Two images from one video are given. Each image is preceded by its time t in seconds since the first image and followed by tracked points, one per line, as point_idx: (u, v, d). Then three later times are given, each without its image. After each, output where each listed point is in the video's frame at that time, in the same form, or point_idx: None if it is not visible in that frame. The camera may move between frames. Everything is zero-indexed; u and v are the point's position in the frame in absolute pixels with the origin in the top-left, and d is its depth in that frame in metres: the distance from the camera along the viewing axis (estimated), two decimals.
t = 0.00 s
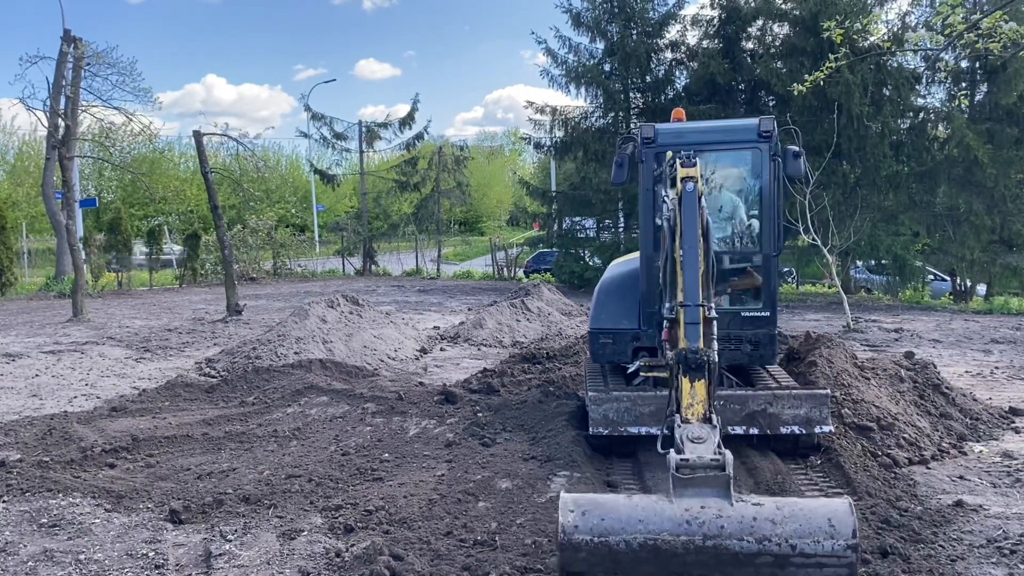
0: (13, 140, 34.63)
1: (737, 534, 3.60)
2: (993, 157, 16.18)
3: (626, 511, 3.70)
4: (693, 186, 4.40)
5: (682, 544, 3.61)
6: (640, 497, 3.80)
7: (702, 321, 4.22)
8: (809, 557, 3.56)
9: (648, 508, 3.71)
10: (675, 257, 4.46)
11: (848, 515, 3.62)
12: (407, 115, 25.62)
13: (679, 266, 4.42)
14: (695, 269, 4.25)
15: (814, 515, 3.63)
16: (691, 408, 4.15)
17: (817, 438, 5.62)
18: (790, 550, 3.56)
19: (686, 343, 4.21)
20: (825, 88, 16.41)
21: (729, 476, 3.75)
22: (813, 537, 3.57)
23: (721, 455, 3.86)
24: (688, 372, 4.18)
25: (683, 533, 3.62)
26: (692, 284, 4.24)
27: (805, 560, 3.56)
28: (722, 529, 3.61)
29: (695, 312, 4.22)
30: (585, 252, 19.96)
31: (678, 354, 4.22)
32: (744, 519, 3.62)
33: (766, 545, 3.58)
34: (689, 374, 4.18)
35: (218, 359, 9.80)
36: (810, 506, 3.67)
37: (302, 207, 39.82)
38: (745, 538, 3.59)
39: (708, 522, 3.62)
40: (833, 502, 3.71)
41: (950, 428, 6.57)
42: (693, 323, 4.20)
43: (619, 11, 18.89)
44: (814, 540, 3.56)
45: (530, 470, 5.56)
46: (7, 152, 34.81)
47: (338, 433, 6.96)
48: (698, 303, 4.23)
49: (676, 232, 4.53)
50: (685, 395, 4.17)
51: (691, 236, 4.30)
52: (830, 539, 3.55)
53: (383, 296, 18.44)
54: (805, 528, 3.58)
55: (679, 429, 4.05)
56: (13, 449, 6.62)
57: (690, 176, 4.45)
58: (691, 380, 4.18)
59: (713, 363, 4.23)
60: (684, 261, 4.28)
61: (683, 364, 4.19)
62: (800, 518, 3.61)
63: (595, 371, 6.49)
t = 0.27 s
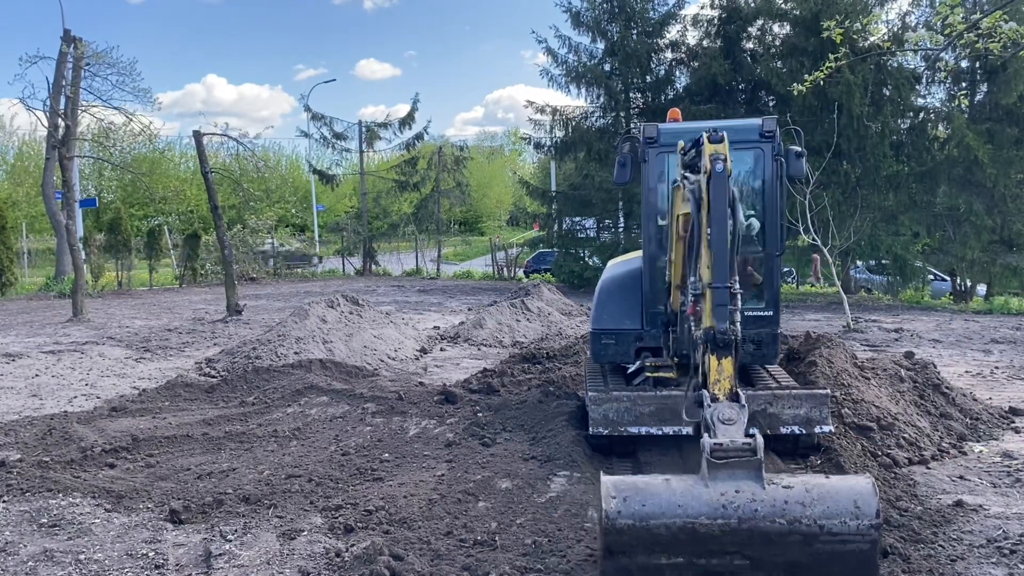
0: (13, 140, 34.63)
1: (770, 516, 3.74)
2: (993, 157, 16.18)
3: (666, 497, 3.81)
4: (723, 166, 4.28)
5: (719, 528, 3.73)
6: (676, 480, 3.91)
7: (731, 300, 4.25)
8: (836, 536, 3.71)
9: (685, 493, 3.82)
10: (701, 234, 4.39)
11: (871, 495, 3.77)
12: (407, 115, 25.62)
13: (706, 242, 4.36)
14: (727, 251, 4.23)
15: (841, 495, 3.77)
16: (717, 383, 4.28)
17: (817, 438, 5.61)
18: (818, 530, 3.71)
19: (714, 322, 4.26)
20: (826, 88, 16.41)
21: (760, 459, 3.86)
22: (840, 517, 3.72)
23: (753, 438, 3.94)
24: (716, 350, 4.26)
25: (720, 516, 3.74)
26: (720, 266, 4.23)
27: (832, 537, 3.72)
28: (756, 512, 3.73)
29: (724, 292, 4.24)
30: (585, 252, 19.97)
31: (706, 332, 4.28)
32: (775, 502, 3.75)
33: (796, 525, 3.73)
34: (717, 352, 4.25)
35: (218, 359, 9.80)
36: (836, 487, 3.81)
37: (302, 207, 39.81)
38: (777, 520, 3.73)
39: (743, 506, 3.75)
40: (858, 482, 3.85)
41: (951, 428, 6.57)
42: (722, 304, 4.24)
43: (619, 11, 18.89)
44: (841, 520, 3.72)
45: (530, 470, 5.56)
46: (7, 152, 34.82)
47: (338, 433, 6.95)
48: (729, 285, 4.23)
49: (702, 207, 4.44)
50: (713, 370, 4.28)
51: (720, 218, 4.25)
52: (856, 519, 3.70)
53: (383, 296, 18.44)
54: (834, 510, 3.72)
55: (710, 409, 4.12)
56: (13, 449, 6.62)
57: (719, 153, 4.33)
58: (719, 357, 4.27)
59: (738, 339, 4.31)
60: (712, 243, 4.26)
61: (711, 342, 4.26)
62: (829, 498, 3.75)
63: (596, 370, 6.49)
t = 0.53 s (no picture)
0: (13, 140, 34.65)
1: (789, 495, 4.16)
2: (993, 157, 16.17)
3: (697, 479, 4.19)
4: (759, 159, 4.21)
5: (744, 506, 4.16)
6: (706, 461, 4.28)
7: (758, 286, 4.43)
8: (846, 510, 4.17)
9: (714, 474, 4.20)
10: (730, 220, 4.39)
11: (878, 473, 4.21)
12: (407, 115, 25.61)
13: (734, 228, 4.40)
14: (757, 242, 4.33)
15: (851, 474, 4.20)
16: (739, 359, 4.52)
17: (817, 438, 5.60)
18: (831, 505, 4.16)
19: (740, 308, 4.43)
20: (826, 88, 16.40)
21: (781, 443, 4.24)
22: (851, 494, 4.16)
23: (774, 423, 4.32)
24: (739, 332, 4.47)
25: (746, 496, 4.15)
26: (752, 257, 4.34)
27: (843, 512, 4.17)
28: (778, 492, 4.15)
29: (751, 279, 4.41)
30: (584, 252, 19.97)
31: (730, 316, 4.46)
32: (795, 483, 4.16)
33: (813, 503, 4.16)
34: (741, 335, 4.47)
35: (218, 359, 9.80)
36: (846, 466, 4.23)
37: (302, 207, 39.81)
38: (796, 498, 4.16)
39: (766, 487, 4.16)
40: (865, 460, 4.28)
41: (951, 428, 6.57)
42: (750, 292, 4.41)
43: (619, 11, 18.88)
44: (851, 496, 4.17)
45: (530, 470, 5.56)
46: (7, 152, 34.85)
47: (338, 433, 6.96)
48: (757, 274, 4.39)
49: (731, 193, 4.40)
50: (734, 349, 4.51)
51: (754, 212, 4.31)
52: (863, 496, 4.16)
53: (383, 296, 18.44)
54: (845, 488, 4.16)
55: (734, 391, 4.43)
56: (13, 449, 6.62)
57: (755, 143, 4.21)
58: (741, 337, 4.48)
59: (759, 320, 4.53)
60: (744, 236, 4.33)
61: (736, 326, 4.46)
62: (841, 477, 4.18)
63: (596, 371, 6.49)
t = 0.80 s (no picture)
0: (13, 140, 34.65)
1: (776, 476, 4.20)
2: (993, 157, 16.18)
3: (689, 462, 4.21)
4: (757, 149, 4.14)
5: (732, 487, 4.21)
6: (697, 444, 4.27)
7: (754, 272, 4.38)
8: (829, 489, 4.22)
9: (705, 456, 4.22)
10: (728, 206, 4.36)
11: (863, 455, 4.23)
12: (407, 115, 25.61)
13: (732, 215, 4.36)
14: (754, 228, 4.29)
15: (836, 456, 4.22)
16: (734, 341, 4.42)
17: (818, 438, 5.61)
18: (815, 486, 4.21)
19: (735, 293, 4.40)
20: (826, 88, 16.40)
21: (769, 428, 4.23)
22: (835, 475, 4.20)
23: (765, 406, 4.24)
24: (734, 317, 4.42)
25: (734, 478, 4.19)
26: (747, 245, 4.31)
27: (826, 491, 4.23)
28: (764, 474, 4.18)
29: (747, 265, 4.36)
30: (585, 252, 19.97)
31: (725, 301, 4.44)
32: (782, 465, 4.19)
33: (798, 483, 4.20)
34: (737, 320, 4.41)
35: (218, 359, 9.80)
36: (832, 448, 4.24)
37: (302, 207, 39.82)
38: (782, 479, 4.19)
39: (755, 471, 4.19)
40: (852, 441, 4.28)
41: (951, 428, 6.57)
42: (744, 278, 4.36)
43: (619, 11, 18.88)
44: (835, 477, 4.21)
45: (530, 470, 5.56)
46: (7, 152, 34.86)
47: (338, 433, 6.95)
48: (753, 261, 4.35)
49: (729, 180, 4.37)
50: (730, 331, 4.43)
51: (750, 202, 4.26)
52: (847, 477, 4.20)
53: (383, 296, 18.45)
54: (829, 471, 4.20)
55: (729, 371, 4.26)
56: (13, 449, 6.62)
57: (752, 133, 4.15)
58: (736, 320, 4.43)
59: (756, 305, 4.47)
60: (739, 223, 4.29)
61: (730, 310, 4.42)
62: (825, 459, 4.21)
63: (596, 371, 6.49)
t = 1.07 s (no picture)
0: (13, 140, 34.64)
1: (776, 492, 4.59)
2: (993, 157, 16.19)
3: (700, 483, 4.57)
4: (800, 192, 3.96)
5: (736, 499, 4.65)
6: (710, 468, 4.56)
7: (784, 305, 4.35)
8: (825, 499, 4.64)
9: (716, 479, 4.56)
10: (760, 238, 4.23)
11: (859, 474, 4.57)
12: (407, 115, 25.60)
13: (763, 249, 4.25)
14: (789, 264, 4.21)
15: (834, 477, 4.56)
16: (755, 372, 4.50)
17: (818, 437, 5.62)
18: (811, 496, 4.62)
19: (761, 326, 4.40)
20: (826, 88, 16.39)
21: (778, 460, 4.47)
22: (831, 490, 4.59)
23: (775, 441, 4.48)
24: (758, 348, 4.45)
25: (739, 494, 4.61)
26: (780, 280, 4.24)
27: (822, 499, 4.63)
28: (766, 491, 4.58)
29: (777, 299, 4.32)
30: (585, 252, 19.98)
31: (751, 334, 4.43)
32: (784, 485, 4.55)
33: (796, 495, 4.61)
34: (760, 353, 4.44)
35: (218, 359, 9.80)
36: (832, 470, 4.55)
37: (302, 207, 39.80)
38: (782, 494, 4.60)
39: (760, 489, 4.58)
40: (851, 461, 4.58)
41: (950, 428, 6.57)
42: (774, 313, 4.33)
43: (619, 11, 18.87)
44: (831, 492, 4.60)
45: (530, 470, 5.56)
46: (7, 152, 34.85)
47: (338, 433, 6.95)
48: (785, 294, 4.29)
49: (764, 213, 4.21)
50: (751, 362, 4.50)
51: (787, 239, 4.14)
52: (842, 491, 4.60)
53: (383, 296, 18.45)
54: (827, 488, 4.57)
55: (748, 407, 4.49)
56: (13, 449, 6.62)
57: (794, 172, 3.96)
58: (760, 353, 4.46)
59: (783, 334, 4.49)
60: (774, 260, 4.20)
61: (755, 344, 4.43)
62: (824, 479, 4.56)
63: (597, 371, 6.49)
